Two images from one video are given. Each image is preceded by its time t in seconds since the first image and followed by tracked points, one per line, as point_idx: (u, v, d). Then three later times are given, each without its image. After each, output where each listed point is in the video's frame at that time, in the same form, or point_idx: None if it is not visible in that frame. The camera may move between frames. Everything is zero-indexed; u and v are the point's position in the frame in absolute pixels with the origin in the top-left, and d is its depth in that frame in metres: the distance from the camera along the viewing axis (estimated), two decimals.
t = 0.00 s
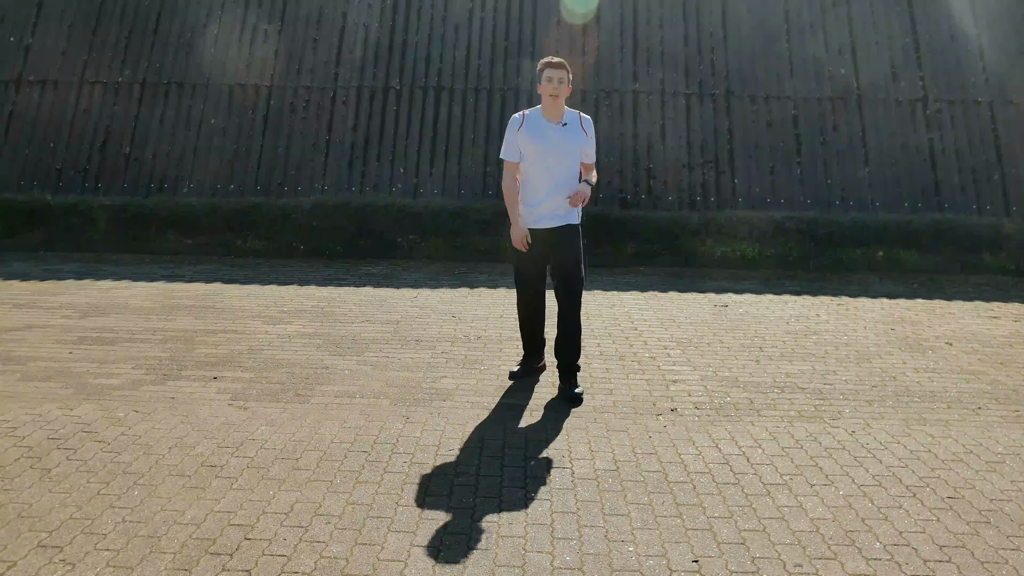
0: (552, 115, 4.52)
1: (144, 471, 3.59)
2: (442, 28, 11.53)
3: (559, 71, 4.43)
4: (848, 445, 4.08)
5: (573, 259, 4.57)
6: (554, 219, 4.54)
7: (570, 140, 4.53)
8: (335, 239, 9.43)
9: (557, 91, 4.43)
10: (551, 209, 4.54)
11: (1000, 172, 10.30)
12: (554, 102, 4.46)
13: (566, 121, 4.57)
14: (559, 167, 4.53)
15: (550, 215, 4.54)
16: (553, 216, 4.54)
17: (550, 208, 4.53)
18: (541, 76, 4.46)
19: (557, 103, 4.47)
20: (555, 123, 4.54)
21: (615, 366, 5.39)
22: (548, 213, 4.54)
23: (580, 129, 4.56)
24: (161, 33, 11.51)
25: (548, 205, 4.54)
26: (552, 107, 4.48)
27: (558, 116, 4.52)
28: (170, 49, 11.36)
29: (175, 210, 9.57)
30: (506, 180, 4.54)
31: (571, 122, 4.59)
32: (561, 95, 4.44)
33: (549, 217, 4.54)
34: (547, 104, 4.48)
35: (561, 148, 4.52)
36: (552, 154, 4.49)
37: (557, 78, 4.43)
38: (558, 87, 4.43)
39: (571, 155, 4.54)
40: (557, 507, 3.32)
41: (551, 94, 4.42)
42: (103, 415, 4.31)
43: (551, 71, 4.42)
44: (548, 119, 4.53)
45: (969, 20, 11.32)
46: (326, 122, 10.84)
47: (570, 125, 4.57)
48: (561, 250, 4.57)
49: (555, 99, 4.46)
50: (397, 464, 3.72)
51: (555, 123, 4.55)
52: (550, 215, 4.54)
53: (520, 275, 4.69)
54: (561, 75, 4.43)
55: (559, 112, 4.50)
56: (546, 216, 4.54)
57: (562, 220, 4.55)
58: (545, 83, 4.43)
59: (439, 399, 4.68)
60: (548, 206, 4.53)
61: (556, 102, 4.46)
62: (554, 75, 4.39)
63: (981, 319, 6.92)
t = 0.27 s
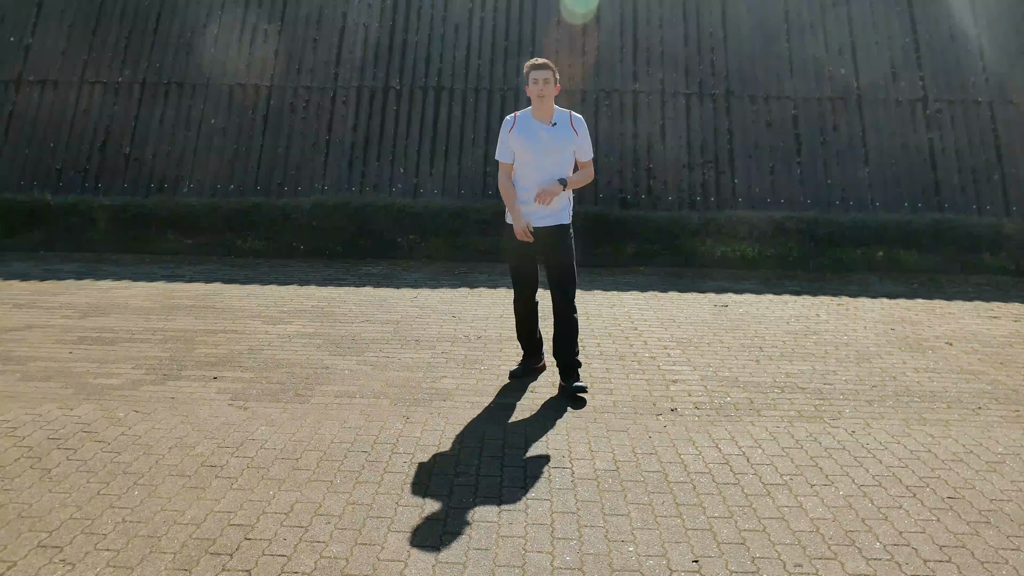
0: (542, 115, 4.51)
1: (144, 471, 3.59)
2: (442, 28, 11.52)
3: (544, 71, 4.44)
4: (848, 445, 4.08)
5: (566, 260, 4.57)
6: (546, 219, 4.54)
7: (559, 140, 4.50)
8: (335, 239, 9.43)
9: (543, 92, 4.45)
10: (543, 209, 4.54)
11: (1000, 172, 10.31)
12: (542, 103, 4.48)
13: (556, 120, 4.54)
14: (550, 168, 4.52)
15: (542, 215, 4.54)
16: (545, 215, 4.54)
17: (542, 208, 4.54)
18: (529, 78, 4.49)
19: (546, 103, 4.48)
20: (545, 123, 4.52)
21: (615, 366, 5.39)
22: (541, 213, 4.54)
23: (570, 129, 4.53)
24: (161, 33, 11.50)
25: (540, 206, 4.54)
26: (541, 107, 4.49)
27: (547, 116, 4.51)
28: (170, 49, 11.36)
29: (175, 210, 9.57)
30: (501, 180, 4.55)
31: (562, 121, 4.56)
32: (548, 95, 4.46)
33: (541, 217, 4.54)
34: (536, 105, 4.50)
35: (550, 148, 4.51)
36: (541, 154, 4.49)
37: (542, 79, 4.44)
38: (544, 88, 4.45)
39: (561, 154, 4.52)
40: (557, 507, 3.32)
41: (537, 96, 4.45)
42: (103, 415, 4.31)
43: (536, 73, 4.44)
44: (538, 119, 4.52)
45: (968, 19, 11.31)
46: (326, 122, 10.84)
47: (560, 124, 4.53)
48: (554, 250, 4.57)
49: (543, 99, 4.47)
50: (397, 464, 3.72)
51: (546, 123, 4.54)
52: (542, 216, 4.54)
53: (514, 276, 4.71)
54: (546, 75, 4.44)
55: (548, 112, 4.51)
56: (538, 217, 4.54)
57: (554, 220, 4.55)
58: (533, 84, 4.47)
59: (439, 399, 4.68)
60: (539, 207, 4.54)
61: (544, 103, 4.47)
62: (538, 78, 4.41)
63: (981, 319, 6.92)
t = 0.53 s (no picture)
0: (540, 116, 4.51)
1: (144, 471, 3.60)
2: (442, 28, 11.52)
3: (542, 74, 4.42)
4: (848, 445, 4.08)
5: (564, 263, 4.55)
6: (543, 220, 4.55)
7: (556, 141, 4.49)
8: (335, 239, 9.43)
9: (540, 94, 4.43)
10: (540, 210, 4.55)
11: (1000, 172, 10.31)
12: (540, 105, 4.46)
13: (554, 120, 4.52)
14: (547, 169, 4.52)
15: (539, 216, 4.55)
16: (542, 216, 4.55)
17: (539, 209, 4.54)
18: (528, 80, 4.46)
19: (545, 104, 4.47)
20: (543, 124, 4.51)
21: (615, 366, 5.39)
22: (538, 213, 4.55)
23: (568, 130, 4.50)
24: (161, 33, 11.50)
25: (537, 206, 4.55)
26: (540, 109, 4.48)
27: (545, 117, 4.50)
28: (170, 49, 11.35)
29: (175, 210, 9.57)
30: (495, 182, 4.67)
31: (561, 121, 4.53)
32: (546, 97, 4.44)
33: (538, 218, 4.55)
34: (534, 107, 4.49)
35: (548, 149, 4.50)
36: (539, 155, 4.49)
37: (540, 81, 4.42)
38: (542, 91, 4.43)
39: (559, 156, 4.51)
40: (558, 507, 3.32)
41: (535, 98, 4.43)
42: (103, 415, 4.31)
43: (534, 75, 4.42)
44: (537, 120, 4.52)
45: (969, 19, 11.31)
46: (325, 122, 10.84)
47: (558, 124, 4.51)
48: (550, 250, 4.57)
49: (541, 101, 4.45)
50: (397, 464, 3.72)
51: (545, 123, 4.53)
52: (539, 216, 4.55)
53: (515, 276, 4.72)
54: (544, 77, 4.42)
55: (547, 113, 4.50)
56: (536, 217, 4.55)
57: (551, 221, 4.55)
58: (531, 86, 4.45)
59: (439, 399, 4.68)
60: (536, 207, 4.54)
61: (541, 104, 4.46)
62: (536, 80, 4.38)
63: (981, 319, 6.92)
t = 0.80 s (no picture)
0: (542, 115, 4.54)
1: (145, 471, 3.60)
2: (442, 28, 11.52)
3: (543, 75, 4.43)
4: (848, 445, 4.08)
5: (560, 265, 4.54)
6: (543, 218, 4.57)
7: (555, 140, 4.51)
8: (335, 239, 9.43)
9: (541, 95, 4.44)
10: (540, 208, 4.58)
11: (1000, 172, 10.31)
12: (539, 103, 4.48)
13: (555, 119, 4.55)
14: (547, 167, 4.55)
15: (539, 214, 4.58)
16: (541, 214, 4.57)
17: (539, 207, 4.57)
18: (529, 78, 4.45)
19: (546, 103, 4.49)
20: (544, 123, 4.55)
21: (615, 366, 5.39)
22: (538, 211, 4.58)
23: (567, 129, 4.50)
24: (161, 33, 11.50)
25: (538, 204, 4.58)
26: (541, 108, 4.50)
27: (546, 115, 4.53)
28: (170, 49, 11.36)
29: (175, 210, 9.58)
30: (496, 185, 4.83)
31: (561, 121, 4.55)
32: (545, 98, 4.46)
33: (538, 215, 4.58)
34: (536, 107, 4.53)
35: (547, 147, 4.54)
36: (538, 155, 4.53)
37: (541, 81, 4.44)
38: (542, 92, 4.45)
39: (558, 154, 4.52)
40: (558, 507, 3.32)
41: (535, 99, 4.47)
42: (103, 415, 4.31)
43: (535, 75, 4.44)
44: (539, 120, 4.57)
45: (969, 18, 11.31)
46: (326, 122, 10.84)
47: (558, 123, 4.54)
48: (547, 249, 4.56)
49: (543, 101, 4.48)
50: (397, 464, 3.72)
51: (546, 124, 4.57)
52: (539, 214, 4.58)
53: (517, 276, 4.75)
54: (544, 78, 4.43)
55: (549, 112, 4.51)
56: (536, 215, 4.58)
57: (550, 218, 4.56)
58: (531, 87, 4.47)
59: (439, 399, 4.68)
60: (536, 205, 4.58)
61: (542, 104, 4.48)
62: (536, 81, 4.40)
63: (981, 319, 6.92)
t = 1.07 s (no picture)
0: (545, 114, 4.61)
1: (145, 471, 3.60)
2: (442, 28, 11.52)
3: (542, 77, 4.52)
4: (848, 445, 4.08)
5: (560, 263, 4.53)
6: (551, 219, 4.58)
7: (552, 141, 4.56)
8: (335, 239, 9.42)
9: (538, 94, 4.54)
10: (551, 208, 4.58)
11: (1000, 172, 10.30)
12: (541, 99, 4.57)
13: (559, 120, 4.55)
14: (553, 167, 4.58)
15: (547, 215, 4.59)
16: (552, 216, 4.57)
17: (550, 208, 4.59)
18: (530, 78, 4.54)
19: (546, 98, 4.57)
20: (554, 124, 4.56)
21: (615, 366, 5.39)
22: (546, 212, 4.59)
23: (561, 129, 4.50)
24: (161, 33, 11.50)
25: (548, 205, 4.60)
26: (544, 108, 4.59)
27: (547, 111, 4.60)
28: (170, 49, 11.35)
29: (175, 210, 9.58)
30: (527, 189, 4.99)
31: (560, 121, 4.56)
32: (541, 97, 4.56)
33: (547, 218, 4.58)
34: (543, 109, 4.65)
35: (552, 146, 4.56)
36: (541, 157, 4.63)
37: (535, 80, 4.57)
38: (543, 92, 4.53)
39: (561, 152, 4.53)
40: (558, 507, 3.32)
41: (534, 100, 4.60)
42: (103, 415, 4.31)
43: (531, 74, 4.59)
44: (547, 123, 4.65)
45: (969, 18, 11.31)
46: (326, 122, 10.84)
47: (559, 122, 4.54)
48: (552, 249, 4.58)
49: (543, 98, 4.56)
50: (397, 464, 3.72)
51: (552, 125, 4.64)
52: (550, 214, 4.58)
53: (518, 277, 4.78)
54: (537, 77, 4.54)
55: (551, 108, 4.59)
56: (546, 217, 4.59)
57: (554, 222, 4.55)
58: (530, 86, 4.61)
59: (439, 399, 4.68)
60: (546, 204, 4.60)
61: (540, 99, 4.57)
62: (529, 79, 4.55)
63: (981, 319, 6.92)
